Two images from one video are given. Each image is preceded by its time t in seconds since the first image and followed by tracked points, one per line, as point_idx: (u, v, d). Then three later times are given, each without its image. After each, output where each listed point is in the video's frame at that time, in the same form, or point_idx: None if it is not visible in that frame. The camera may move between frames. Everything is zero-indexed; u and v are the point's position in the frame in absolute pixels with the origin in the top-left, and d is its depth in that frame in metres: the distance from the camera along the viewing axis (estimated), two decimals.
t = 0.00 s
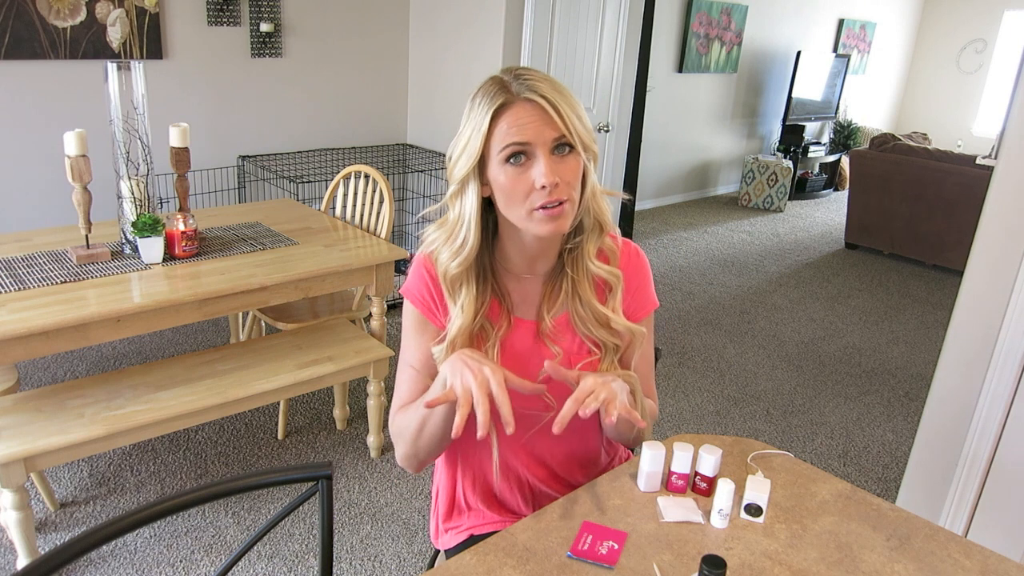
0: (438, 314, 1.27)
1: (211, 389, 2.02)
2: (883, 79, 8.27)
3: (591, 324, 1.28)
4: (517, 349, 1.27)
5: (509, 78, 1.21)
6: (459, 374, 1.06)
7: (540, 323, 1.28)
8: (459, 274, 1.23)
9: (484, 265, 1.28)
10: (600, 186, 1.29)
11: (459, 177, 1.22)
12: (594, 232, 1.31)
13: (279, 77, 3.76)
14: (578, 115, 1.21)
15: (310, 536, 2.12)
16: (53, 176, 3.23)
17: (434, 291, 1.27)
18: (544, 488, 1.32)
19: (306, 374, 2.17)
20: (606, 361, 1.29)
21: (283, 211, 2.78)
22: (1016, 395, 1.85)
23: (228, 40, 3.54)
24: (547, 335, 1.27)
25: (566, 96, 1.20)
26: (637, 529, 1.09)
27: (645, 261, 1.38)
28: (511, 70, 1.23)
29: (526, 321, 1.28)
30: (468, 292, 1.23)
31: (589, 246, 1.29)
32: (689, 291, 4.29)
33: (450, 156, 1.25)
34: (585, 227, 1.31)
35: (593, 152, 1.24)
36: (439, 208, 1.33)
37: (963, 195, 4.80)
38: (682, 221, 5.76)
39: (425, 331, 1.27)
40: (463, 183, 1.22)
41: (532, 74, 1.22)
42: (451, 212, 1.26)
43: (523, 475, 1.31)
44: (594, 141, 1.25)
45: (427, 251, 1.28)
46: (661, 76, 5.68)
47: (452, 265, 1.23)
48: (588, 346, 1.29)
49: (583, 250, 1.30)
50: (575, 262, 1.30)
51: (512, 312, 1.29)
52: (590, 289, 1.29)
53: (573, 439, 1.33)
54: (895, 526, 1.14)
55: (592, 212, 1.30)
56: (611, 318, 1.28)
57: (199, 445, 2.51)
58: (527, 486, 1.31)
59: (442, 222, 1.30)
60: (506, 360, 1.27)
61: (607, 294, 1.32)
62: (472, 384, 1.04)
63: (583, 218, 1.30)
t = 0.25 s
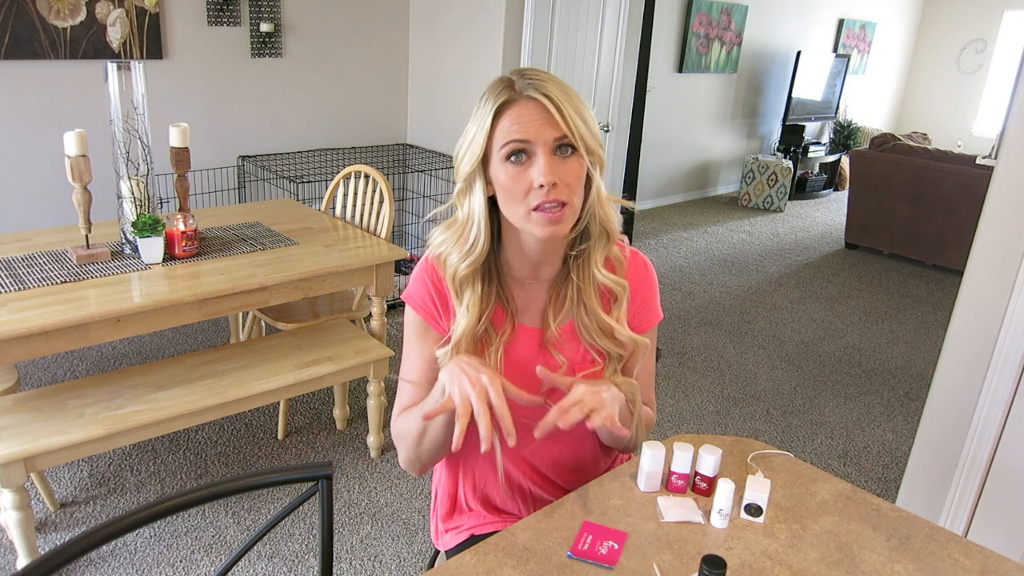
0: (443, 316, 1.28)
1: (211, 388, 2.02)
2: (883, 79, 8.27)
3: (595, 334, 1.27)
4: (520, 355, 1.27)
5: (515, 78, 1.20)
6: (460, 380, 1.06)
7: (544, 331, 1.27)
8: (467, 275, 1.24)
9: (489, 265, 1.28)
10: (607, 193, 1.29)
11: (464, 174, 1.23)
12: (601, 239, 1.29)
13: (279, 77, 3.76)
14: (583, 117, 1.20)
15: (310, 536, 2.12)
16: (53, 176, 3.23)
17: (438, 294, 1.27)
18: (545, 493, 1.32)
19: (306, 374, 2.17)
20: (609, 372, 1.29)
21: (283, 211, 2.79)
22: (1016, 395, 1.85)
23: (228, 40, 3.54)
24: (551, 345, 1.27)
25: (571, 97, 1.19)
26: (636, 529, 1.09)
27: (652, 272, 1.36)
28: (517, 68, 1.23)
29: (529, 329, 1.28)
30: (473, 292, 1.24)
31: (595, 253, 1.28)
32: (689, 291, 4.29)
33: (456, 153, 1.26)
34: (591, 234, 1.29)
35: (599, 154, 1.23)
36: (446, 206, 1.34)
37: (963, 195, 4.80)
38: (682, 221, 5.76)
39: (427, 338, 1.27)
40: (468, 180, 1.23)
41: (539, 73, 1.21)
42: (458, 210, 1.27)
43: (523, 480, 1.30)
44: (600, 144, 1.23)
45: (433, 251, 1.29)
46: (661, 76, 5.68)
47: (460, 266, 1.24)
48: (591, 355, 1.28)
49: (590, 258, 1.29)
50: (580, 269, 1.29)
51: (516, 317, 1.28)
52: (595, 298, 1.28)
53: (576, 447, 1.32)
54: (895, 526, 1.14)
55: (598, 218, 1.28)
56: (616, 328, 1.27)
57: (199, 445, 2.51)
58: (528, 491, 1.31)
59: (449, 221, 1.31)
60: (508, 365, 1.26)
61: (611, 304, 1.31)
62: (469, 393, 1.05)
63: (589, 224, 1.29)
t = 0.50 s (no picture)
0: (446, 311, 1.28)
1: (211, 388, 2.02)
2: (883, 79, 8.27)
3: (599, 333, 1.27)
4: (524, 352, 1.27)
5: (522, 70, 1.21)
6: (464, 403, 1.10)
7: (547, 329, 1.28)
8: (469, 266, 1.24)
9: (493, 259, 1.28)
10: (612, 189, 1.28)
11: (469, 164, 1.23)
12: (605, 236, 1.29)
13: (279, 77, 3.76)
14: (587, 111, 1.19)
15: (310, 536, 2.12)
16: (53, 176, 3.23)
17: (441, 293, 1.28)
18: (547, 494, 1.32)
19: (306, 374, 2.17)
20: (611, 371, 1.29)
21: (283, 211, 2.79)
22: (1015, 395, 1.85)
23: (228, 40, 3.54)
24: (554, 343, 1.27)
25: (576, 91, 1.19)
26: (637, 529, 1.09)
27: (656, 274, 1.35)
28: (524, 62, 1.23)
29: (532, 328, 1.28)
30: (477, 285, 1.24)
31: (600, 251, 1.28)
32: (689, 291, 4.29)
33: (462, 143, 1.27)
34: (596, 231, 1.29)
35: (603, 150, 1.22)
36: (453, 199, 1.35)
37: (963, 195, 4.80)
38: (682, 221, 5.76)
39: (428, 339, 1.27)
40: (472, 170, 1.23)
41: (545, 67, 1.21)
42: (464, 201, 1.28)
43: (524, 481, 1.31)
44: (605, 139, 1.23)
45: (437, 245, 1.30)
46: (661, 76, 5.68)
47: (462, 258, 1.24)
48: (594, 354, 1.28)
49: (594, 257, 1.29)
50: (584, 267, 1.29)
51: (519, 314, 1.29)
52: (599, 298, 1.28)
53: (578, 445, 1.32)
54: (895, 526, 1.14)
55: (604, 216, 1.28)
56: (619, 326, 1.27)
57: (199, 445, 2.51)
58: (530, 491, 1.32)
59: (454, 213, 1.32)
60: (512, 361, 1.27)
61: (615, 303, 1.30)
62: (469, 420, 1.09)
63: (594, 221, 1.29)
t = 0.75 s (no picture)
0: (449, 313, 1.27)
1: (211, 388, 2.02)
2: (883, 79, 8.27)
3: (599, 334, 1.27)
4: (524, 352, 1.27)
5: (523, 68, 1.21)
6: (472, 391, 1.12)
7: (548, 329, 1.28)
8: (471, 265, 1.24)
9: (494, 259, 1.28)
10: (613, 188, 1.29)
11: (470, 162, 1.23)
12: (606, 236, 1.29)
13: (279, 77, 3.76)
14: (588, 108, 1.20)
15: (310, 536, 2.12)
16: (53, 176, 3.22)
17: (442, 293, 1.27)
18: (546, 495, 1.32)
19: (306, 374, 2.17)
20: (611, 372, 1.28)
21: (283, 211, 2.79)
22: (1015, 395, 1.85)
23: (228, 40, 3.54)
24: (554, 343, 1.27)
25: (577, 88, 1.20)
26: (637, 529, 1.09)
27: (655, 274, 1.35)
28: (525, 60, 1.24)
29: (533, 328, 1.28)
30: (478, 285, 1.24)
31: (600, 250, 1.28)
32: (689, 291, 4.29)
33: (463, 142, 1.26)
34: (597, 231, 1.29)
35: (604, 147, 1.22)
36: (453, 200, 1.35)
37: (963, 195, 4.80)
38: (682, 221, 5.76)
39: (432, 341, 1.27)
40: (474, 169, 1.23)
41: (547, 65, 1.22)
42: (465, 201, 1.28)
43: (524, 483, 1.31)
44: (606, 137, 1.23)
45: (439, 246, 1.29)
46: (661, 76, 5.68)
47: (464, 256, 1.24)
48: (595, 355, 1.28)
49: (594, 257, 1.29)
50: (585, 266, 1.29)
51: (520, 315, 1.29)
52: (598, 297, 1.28)
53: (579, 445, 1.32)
54: (895, 526, 1.14)
55: (605, 215, 1.28)
56: (619, 327, 1.27)
57: (199, 445, 2.51)
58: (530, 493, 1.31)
59: (455, 214, 1.31)
60: (513, 361, 1.27)
61: (615, 302, 1.30)
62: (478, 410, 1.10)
63: (594, 220, 1.29)
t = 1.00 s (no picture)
0: (448, 312, 1.27)
1: (211, 388, 2.02)
2: (884, 79, 8.27)
3: (599, 335, 1.26)
4: (525, 352, 1.28)
5: (523, 69, 1.22)
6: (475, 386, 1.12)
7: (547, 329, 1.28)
8: (472, 267, 1.24)
9: (495, 260, 1.28)
10: (614, 189, 1.29)
11: (471, 165, 1.23)
12: (607, 237, 1.29)
13: (279, 77, 3.76)
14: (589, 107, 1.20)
15: (310, 536, 2.12)
16: (53, 176, 3.22)
17: (443, 295, 1.27)
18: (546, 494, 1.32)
19: (306, 374, 2.17)
20: (612, 374, 1.28)
21: (283, 211, 2.79)
22: (1015, 395, 1.85)
23: (228, 40, 3.54)
24: (555, 344, 1.27)
25: (579, 87, 1.20)
26: (636, 529, 1.09)
27: (655, 273, 1.35)
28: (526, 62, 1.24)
29: (534, 329, 1.28)
30: (479, 288, 1.24)
31: (601, 251, 1.28)
32: (689, 291, 4.29)
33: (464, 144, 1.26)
34: (598, 232, 1.29)
35: (604, 146, 1.22)
36: (454, 202, 1.34)
37: (963, 195, 4.80)
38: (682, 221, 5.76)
39: (432, 341, 1.27)
40: (475, 171, 1.23)
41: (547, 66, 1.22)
42: (466, 203, 1.28)
43: (524, 482, 1.31)
44: (606, 136, 1.23)
45: (439, 247, 1.29)
46: (661, 76, 5.68)
47: (464, 258, 1.24)
48: (595, 356, 1.28)
49: (595, 257, 1.29)
50: (586, 267, 1.29)
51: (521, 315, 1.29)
52: (599, 298, 1.27)
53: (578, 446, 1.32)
54: (895, 526, 1.14)
55: (606, 216, 1.28)
56: (620, 328, 1.27)
57: (199, 445, 2.51)
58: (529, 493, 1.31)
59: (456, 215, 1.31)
60: (516, 361, 1.27)
61: (615, 303, 1.30)
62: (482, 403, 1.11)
63: (595, 221, 1.29)
